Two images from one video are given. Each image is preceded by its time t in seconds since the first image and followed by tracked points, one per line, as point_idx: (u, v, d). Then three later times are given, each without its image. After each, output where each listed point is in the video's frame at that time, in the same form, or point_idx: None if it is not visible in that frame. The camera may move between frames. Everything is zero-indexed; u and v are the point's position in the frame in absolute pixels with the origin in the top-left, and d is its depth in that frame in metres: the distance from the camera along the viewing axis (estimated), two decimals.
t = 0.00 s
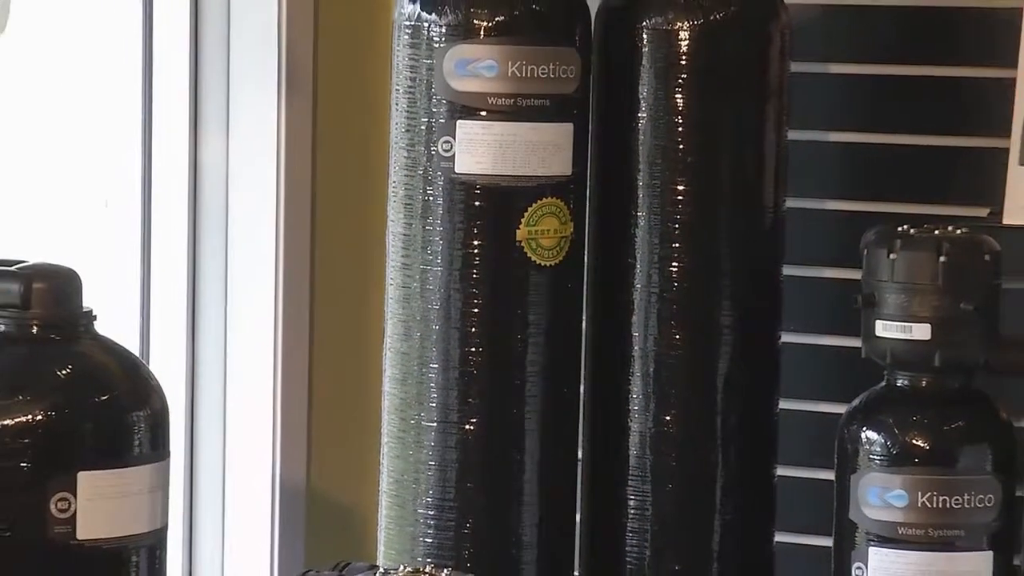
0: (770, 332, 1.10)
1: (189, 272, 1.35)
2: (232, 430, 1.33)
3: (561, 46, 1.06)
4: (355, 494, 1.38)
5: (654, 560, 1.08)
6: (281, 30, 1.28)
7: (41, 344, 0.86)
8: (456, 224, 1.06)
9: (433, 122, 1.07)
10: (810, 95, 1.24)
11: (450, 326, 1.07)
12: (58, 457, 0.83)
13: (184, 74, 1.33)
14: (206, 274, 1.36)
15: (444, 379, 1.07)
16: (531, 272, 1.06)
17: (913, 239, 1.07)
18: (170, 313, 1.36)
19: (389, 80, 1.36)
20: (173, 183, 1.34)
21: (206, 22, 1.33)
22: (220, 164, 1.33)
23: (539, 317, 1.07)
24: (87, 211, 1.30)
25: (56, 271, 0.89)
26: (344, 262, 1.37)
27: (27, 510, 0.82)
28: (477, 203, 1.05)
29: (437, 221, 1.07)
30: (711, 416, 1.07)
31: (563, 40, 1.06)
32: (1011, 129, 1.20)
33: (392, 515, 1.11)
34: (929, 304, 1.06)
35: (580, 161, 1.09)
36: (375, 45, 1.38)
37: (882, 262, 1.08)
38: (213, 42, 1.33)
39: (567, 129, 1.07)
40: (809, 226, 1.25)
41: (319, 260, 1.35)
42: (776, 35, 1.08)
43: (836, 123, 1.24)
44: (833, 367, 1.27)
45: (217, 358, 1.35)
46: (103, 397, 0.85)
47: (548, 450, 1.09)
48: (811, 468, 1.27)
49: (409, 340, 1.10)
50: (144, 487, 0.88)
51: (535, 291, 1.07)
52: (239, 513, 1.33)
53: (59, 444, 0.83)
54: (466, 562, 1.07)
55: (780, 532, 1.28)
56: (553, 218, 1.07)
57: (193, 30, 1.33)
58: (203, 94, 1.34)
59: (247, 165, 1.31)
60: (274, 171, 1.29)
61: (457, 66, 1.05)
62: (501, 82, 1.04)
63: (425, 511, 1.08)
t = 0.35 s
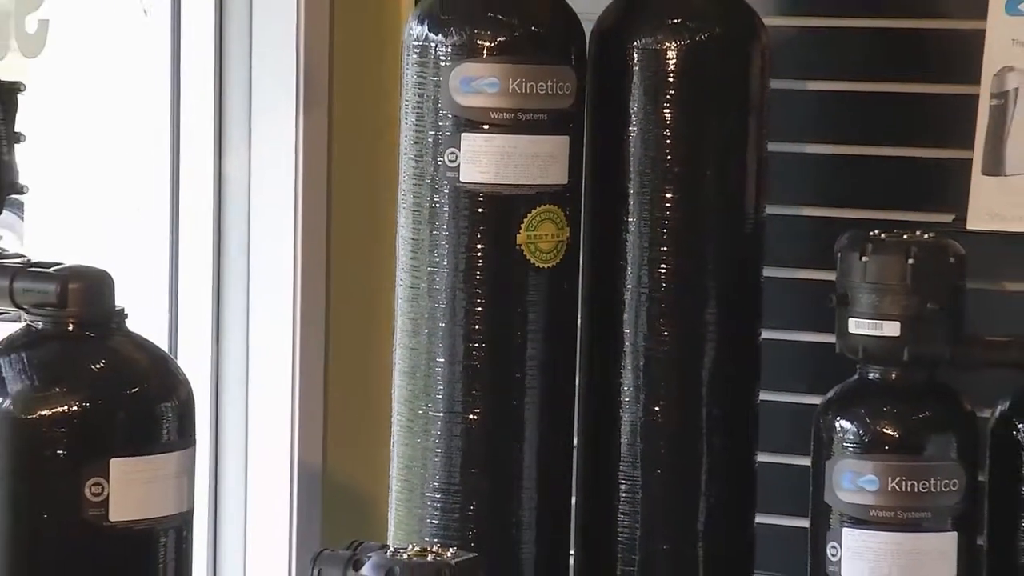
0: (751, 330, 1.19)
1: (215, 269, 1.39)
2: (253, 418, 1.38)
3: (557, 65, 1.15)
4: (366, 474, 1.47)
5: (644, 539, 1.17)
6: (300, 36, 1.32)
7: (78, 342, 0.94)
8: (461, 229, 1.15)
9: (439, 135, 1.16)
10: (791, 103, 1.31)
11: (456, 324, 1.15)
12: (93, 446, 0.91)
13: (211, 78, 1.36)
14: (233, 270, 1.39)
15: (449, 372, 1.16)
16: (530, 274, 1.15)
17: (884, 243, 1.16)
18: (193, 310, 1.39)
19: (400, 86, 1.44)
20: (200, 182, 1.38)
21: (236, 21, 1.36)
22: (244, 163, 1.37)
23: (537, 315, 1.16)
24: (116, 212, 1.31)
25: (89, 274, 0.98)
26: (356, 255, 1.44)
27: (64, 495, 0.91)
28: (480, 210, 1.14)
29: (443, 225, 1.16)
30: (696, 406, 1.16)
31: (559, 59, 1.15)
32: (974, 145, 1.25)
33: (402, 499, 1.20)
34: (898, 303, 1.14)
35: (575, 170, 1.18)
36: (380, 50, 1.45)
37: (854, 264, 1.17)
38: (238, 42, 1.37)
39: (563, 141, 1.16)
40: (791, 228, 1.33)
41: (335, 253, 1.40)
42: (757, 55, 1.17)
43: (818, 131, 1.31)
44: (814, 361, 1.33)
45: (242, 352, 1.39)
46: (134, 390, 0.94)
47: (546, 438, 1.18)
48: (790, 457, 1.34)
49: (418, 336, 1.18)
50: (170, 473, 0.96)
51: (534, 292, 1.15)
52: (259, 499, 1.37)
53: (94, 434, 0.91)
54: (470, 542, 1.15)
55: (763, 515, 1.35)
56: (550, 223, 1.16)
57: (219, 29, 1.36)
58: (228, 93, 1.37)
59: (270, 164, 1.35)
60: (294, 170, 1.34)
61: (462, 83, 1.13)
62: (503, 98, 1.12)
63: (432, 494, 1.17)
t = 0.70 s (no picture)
0: (734, 327, 1.28)
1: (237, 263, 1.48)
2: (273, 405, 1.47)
3: (554, 82, 1.24)
4: (379, 462, 1.54)
5: (635, 521, 1.26)
6: (315, 45, 1.42)
7: (112, 339, 1.05)
8: (465, 234, 1.24)
9: (446, 147, 1.25)
10: (769, 116, 1.40)
11: (461, 321, 1.25)
12: (125, 433, 1.02)
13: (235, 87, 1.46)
14: (256, 266, 1.48)
15: (454, 366, 1.25)
16: (529, 275, 1.24)
17: (856, 247, 1.25)
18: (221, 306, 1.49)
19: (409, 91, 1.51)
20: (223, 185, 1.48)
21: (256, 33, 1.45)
22: (267, 166, 1.46)
23: (536, 314, 1.25)
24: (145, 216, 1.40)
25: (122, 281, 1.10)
26: (370, 251, 1.51)
27: (99, 478, 1.01)
28: (483, 216, 1.23)
29: (448, 230, 1.25)
30: (683, 397, 1.25)
31: (555, 76, 1.24)
32: (941, 155, 1.34)
33: (411, 483, 1.29)
34: (870, 302, 1.24)
35: (571, 179, 1.27)
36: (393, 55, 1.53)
37: (829, 266, 1.26)
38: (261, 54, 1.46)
39: (560, 152, 1.25)
40: (774, 232, 1.41)
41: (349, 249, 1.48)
42: (739, 72, 1.26)
43: (796, 143, 1.40)
44: (794, 356, 1.42)
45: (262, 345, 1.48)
46: (162, 382, 1.05)
47: (544, 427, 1.27)
48: (771, 444, 1.42)
49: (425, 333, 1.28)
50: (195, 461, 1.06)
51: (533, 292, 1.25)
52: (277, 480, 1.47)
53: (126, 421, 1.02)
54: (473, 523, 1.25)
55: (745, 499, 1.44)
56: (548, 228, 1.25)
57: (243, 41, 1.45)
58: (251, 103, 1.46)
59: (288, 167, 1.44)
60: (310, 172, 1.43)
61: (466, 98, 1.22)
62: (504, 112, 1.21)
63: (438, 479, 1.26)
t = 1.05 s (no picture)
0: (719, 324, 1.38)
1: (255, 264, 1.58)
2: (288, 398, 1.57)
3: (551, 97, 1.34)
4: (386, 451, 1.63)
5: (626, 503, 1.36)
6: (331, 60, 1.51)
7: (142, 335, 1.15)
8: (469, 238, 1.34)
9: (451, 157, 1.34)
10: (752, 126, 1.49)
11: (465, 319, 1.34)
12: (155, 422, 1.11)
13: (254, 100, 1.56)
14: (274, 266, 1.57)
15: (459, 360, 1.35)
16: (528, 276, 1.34)
17: (832, 250, 1.35)
18: (240, 305, 1.58)
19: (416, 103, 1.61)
20: (243, 191, 1.57)
21: (274, 50, 1.56)
22: (284, 173, 1.56)
23: (535, 312, 1.35)
24: (171, 221, 1.49)
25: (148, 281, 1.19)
26: (380, 252, 1.61)
27: (129, 466, 1.11)
28: (486, 222, 1.33)
29: (453, 235, 1.35)
30: (671, 389, 1.35)
31: (552, 92, 1.33)
32: (911, 164, 1.43)
33: (419, 469, 1.39)
34: (844, 301, 1.33)
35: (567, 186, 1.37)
36: (401, 68, 1.62)
37: (807, 268, 1.36)
38: (280, 68, 1.56)
39: (556, 162, 1.35)
40: (756, 232, 1.50)
41: (361, 250, 1.58)
42: (723, 88, 1.36)
43: (781, 153, 1.48)
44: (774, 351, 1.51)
45: (279, 341, 1.58)
46: (188, 375, 1.14)
47: (542, 417, 1.37)
48: (752, 432, 1.51)
49: (432, 329, 1.37)
50: (218, 450, 1.17)
51: (532, 292, 1.34)
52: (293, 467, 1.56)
53: (155, 411, 1.12)
54: (477, 506, 1.34)
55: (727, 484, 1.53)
56: (546, 232, 1.34)
57: (263, 60, 1.56)
58: (269, 115, 1.57)
59: (305, 174, 1.54)
60: (326, 179, 1.53)
61: (470, 112, 1.32)
62: (505, 125, 1.31)
63: (444, 466, 1.36)
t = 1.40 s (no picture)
0: (704, 321, 1.49)
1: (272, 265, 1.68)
2: (303, 390, 1.67)
3: (548, 111, 1.44)
4: (397, 440, 1.74)
5: (618, 488, 1.47)
6: (344, 75, 1.61)
7: (169, 332, 1.26)
8: (473, 241, 1.44)
9: (456, 167, 1.45)
10: (736, 136, 1.59)
11: (469, 316, 1.45)
12: (180, 411, 1.22)
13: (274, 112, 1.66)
14: (291, 267, 1.67)
15: (463, 354, 1.45)
16: (527, 277, 1.44)
17: (810, 253, 1.45)
18: (259, 304, 1.68)
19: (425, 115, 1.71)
20: (264, 196, 1.67)
21: (291, 66, 1.65)
22: (302, 180, 1.66)
23: (535, 311, 1.46)
24: (196, 226, 1.60)
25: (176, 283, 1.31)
26: (390, 253, 1.71)
27: (157, 452, 1.22)
28: (488, 227, 1.43)
29: (458, 238, 1.45)
30: (659, 382, 1.46)
31: (549, 106, 1.44)
32: (882, 174, 1.53)
33: (426, 456, 1.49)
34: (820, 300, 1.44)
35: (563, 193, 1.48)
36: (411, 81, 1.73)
37: (786, 270, 1.46)
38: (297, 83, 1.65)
39: (554, 171, 1.45)
40: (740, 236, 1.60)
41: (374, 251, 1.68)
42: (708, 103, 1.46)
43: (764, 162, 1.58)
44: (756, 347, 1.62)
45: (296, 339, 1.67)
46: (212, 368, 1.25)
47: (541, 407, 1.47)
48: (735, 422, 1.62)
49: (438, 326, 1.48)
50: (240, 438, 1.27)
51: (531, 291, 1.45)
52: (308, 456, 1.67)
53: (180, 402, 1.23)
54: (480, 490, 1.45)
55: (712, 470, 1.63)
56: (544, 236, 1.45)
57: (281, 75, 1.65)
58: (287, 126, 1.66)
59: (320, 181, 1.64)
60: (340, 186, 1.63)
61: (474, 125, 1.43)
62: (506, 136, 1.42)
63: (450, 453, 1.46)
